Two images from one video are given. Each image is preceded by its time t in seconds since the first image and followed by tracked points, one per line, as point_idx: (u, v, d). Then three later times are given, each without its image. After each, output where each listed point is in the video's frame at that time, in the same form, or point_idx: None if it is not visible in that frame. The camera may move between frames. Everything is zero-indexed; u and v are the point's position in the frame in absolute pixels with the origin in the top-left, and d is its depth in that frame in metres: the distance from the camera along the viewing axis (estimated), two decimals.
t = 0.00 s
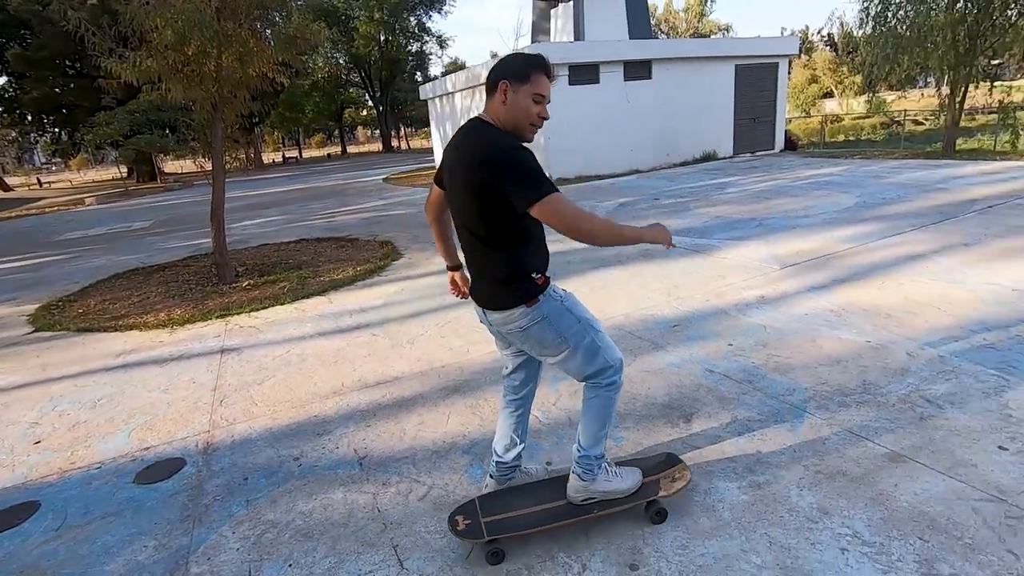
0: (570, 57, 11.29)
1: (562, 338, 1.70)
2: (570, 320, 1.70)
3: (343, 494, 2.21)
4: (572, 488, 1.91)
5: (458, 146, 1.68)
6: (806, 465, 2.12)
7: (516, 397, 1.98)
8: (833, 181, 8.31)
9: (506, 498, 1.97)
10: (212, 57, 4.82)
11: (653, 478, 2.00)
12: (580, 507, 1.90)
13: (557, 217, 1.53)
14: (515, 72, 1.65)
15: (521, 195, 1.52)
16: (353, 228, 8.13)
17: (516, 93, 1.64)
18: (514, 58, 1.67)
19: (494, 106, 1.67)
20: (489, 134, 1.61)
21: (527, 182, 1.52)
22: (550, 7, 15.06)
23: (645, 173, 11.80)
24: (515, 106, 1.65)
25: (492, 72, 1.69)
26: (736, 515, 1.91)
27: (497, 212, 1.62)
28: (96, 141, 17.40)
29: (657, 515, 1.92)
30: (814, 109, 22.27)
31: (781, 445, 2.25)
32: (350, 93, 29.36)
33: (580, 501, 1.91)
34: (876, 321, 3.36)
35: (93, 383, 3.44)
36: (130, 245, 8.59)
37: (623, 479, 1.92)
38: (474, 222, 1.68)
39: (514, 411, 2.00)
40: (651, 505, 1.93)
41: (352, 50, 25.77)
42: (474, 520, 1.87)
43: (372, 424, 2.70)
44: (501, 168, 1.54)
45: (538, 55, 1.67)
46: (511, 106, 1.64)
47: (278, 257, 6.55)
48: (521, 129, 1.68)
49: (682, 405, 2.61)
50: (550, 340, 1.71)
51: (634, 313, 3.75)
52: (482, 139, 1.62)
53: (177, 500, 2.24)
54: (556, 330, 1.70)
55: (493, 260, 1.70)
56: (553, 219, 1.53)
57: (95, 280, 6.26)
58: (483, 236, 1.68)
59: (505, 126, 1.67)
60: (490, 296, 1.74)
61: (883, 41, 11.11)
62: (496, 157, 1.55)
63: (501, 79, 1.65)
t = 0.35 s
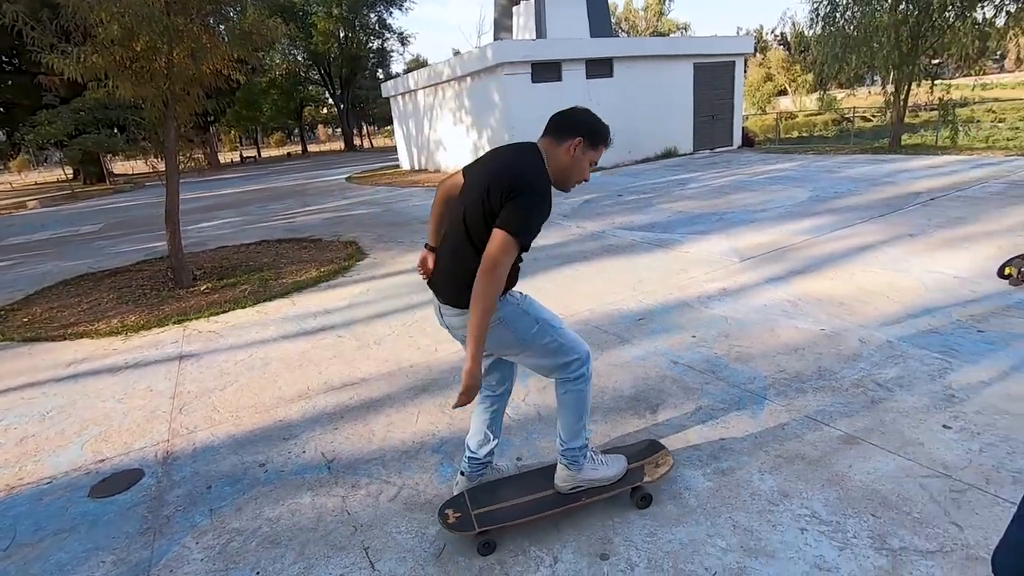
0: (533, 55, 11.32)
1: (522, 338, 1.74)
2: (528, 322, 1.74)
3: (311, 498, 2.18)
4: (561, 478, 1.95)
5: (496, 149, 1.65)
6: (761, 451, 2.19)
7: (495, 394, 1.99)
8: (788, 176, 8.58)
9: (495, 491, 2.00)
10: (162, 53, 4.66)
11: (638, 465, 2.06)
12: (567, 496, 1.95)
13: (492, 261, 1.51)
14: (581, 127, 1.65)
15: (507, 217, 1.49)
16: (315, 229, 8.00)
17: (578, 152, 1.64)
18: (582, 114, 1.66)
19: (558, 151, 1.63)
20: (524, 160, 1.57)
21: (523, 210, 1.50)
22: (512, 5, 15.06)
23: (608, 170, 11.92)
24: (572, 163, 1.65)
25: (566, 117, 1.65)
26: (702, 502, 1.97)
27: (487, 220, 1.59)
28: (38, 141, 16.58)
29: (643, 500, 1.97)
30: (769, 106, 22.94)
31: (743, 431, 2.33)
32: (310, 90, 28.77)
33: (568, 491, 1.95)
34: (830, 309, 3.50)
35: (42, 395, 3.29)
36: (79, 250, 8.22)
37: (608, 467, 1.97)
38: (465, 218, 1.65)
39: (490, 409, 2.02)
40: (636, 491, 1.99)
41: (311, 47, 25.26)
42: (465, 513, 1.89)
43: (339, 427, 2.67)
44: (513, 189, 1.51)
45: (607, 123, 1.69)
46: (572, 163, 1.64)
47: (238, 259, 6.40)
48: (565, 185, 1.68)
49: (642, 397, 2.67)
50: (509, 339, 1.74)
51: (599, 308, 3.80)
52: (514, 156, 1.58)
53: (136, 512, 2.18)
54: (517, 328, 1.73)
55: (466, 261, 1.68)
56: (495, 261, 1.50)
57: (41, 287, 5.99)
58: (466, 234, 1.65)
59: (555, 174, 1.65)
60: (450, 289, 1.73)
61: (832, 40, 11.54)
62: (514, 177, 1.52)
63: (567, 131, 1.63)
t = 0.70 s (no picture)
0: (504, 52, 11.30)
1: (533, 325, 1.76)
2: (541, 307, 1.72)
3: (284, 501, 2.15)
4: (553, 466, 1.98)
5: (513, 137, 1.69)
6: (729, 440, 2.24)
7: (473, 388, 1.98)
8: (756, 172, 8.76)
9: (488, 482, 2.03)
10: (120, 48, 4.52)
11: (626, 452, 2.10)
12: (558, 484, 1.98)
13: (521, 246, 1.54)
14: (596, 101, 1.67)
15: (530, 202, 1.53)
16: (286, 228, 7.87)
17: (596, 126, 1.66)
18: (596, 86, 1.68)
19: (574, 129, 1.66)
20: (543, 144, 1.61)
21: (545, 196, 1.53)
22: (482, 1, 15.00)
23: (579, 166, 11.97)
24: (591, 138, 1.68)
25: (576, 92, 1.67)
26: (674, 491, 2.00)
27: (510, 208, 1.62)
28: None
29: (632, 487, 2.01)
30: (737, 104, 23.36)
31: (713, 421, 2.38)
32: (277, 87, 28.25)
33: (563, 480, 1.97)
34: (796, 301, 3.59)
35: None
36: (36, 252, 7.92)
37: (598, 454, 2.01)
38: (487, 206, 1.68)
39: (470, 403, 1.99)
40: (626, 477, 2.02)
41: (278, 42, 24.74)
42: (459, 504, 1.92)
43: (313, 428, 2.64)
44: (535, 175, 1.55)
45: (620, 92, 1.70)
46: (590, 138, 1.66)
47: (204, 259, 6.26)
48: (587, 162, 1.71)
49: (615, 390, 2.71)
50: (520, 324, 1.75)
51: (573, 303, 3.84)
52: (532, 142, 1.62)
53: (100, 521, 2.12)
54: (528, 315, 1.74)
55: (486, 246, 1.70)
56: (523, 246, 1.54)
57: None
58: (489, 222, 1.69)
59: (573, 152, 1.68)
60: (467, 274, 1.75)
61: (796, 39, 11.74)
62: (534, 163, 1.56)
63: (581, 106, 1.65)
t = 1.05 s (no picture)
0: (476, 54, 11.29)
1: (582, 302, 1.86)
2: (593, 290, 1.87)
3: (257, 512, 2.11)
4: (561, 456, 2.02)
5: (528, 105, 1.80)
6: (702, 438, 2.27)
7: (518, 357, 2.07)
8: (726, 172, 8.90)
9: (498, 475, 2.05)
10: (79, 51, 4.38)
11: (632, 441, 2.15)
12: (567, 474, 2.02)
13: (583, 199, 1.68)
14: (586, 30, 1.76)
15: (569, 161, 1.66)
16: (257, 233, 7.73)
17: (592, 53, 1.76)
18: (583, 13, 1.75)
19: (573, 63, 1.77)
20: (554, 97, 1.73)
21: (580, 147, 1.66)
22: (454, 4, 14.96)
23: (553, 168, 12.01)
24: (589, 68, 1.77)
25: (564, 26, 1.74)
26: (649, 489, 2.03)
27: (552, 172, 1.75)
28: None
29: (636, 475, 2.07)
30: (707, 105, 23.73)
31: (686, 419, 2.41)
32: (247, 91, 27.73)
33: (570, 467, 2.02)
34: (766, 298, 3.66)
35: None
36: None
37: (605, 444, 2.06)
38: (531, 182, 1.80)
39: (509, 366, 2.08)
40: (631, 466, 2.07)
41: (246, 45, 24.28)
42: (470, 496, 1.94)
43: (286, 437, 2.60)
44: (561, 135, 1.68)
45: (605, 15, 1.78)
46: (588, 69, 1.76)
47: (173, 268, 6.11)
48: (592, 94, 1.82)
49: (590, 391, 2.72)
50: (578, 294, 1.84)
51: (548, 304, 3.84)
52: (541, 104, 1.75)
53: (64, 540, 2.05)
54: (580, 292, 1.84)
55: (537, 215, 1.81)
56: (583, 198, 1.68)
57: None
58: (537, 193, 1.80)
59: (578, 87, 1.79)
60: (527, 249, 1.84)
61: (762, 41, 11.99)
62: (558, 120, 1.68)
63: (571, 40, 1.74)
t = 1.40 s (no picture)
0: (443, 64, 11.30)
1: (616, 286, 1.92)
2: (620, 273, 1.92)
3: (225, 536, 2.05)
4: (587, 445, 2.09)
5: (556, 93, 1.85)
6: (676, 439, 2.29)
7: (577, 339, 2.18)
8: (691, 178, 9.08)
9: (527, 465, 2.11)
10: (29, 64, 4.23)
11: (652, 428, 2.23)
12: (594, 461, 2.08)
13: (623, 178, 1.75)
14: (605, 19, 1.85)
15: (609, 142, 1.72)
16: (221, 248, 7.55)
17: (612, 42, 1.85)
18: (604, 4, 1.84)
19: (597, 54, 1.84)
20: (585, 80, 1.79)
21: (618, 127, 1.71)
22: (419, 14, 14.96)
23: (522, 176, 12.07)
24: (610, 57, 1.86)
25: (587, 18, 1.83)
26: (623, 493, 2.03)
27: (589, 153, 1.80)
28: None
29: (658, 459, 2.15)
30: (672, 113, 24.19)
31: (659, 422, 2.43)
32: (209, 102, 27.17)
33: (598, 455, 2.09)
34: (733, 300, 3.73)
35: None
36: None
37: (628, 431, 2.11)
38: (566, 165, 1.86)
39: (577, 352, 2.21)
40: (653, 451, 2.14)
41: (207, 56, 23.81)
42: (503, 486, 2.00)
43: (254, 457, 2.53)
44: (596, 119, 1.74)
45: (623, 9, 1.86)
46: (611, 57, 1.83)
47: (132, 285, 5.92)
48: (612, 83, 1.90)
49: (563, 397, 2.72)
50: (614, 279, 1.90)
51: (520, 312, 3.82)
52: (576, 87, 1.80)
53: None
54: (614, 279, 1.90)
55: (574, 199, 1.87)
56: (623, 177, 1.74)
57: None
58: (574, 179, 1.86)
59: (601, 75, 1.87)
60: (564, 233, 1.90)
61: (722, 50, 12.32)
62: (591, 104, 1.74)
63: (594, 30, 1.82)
